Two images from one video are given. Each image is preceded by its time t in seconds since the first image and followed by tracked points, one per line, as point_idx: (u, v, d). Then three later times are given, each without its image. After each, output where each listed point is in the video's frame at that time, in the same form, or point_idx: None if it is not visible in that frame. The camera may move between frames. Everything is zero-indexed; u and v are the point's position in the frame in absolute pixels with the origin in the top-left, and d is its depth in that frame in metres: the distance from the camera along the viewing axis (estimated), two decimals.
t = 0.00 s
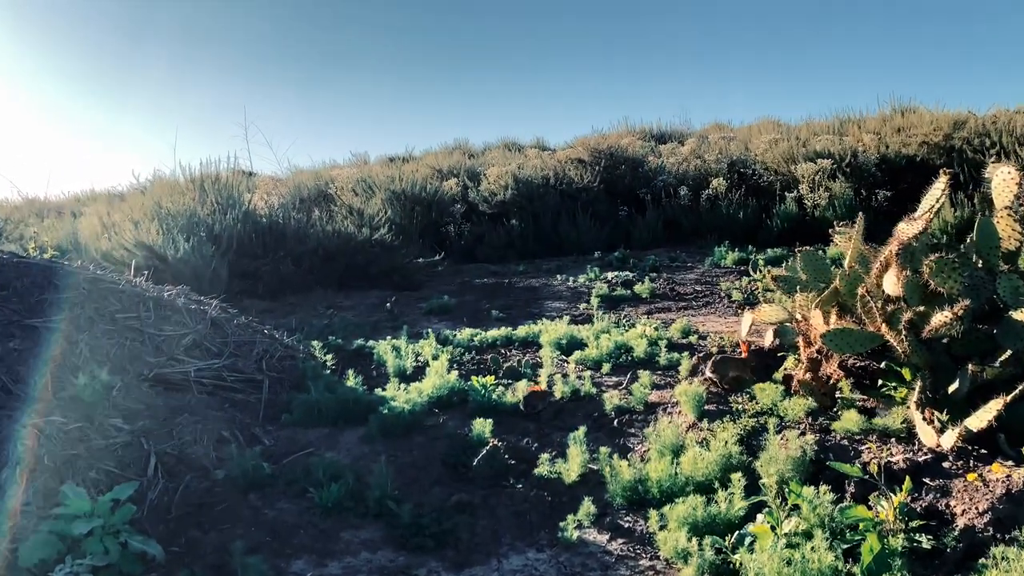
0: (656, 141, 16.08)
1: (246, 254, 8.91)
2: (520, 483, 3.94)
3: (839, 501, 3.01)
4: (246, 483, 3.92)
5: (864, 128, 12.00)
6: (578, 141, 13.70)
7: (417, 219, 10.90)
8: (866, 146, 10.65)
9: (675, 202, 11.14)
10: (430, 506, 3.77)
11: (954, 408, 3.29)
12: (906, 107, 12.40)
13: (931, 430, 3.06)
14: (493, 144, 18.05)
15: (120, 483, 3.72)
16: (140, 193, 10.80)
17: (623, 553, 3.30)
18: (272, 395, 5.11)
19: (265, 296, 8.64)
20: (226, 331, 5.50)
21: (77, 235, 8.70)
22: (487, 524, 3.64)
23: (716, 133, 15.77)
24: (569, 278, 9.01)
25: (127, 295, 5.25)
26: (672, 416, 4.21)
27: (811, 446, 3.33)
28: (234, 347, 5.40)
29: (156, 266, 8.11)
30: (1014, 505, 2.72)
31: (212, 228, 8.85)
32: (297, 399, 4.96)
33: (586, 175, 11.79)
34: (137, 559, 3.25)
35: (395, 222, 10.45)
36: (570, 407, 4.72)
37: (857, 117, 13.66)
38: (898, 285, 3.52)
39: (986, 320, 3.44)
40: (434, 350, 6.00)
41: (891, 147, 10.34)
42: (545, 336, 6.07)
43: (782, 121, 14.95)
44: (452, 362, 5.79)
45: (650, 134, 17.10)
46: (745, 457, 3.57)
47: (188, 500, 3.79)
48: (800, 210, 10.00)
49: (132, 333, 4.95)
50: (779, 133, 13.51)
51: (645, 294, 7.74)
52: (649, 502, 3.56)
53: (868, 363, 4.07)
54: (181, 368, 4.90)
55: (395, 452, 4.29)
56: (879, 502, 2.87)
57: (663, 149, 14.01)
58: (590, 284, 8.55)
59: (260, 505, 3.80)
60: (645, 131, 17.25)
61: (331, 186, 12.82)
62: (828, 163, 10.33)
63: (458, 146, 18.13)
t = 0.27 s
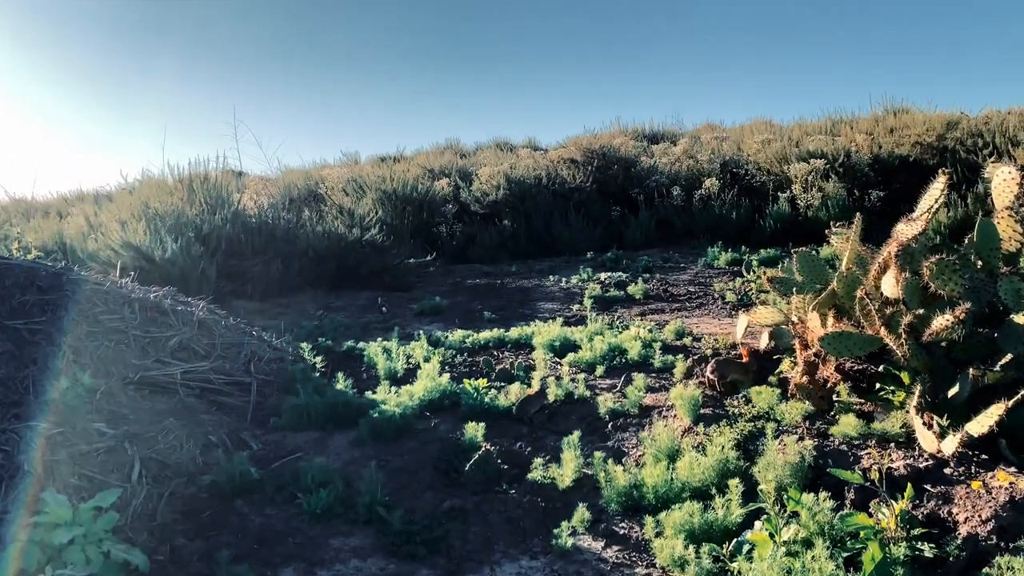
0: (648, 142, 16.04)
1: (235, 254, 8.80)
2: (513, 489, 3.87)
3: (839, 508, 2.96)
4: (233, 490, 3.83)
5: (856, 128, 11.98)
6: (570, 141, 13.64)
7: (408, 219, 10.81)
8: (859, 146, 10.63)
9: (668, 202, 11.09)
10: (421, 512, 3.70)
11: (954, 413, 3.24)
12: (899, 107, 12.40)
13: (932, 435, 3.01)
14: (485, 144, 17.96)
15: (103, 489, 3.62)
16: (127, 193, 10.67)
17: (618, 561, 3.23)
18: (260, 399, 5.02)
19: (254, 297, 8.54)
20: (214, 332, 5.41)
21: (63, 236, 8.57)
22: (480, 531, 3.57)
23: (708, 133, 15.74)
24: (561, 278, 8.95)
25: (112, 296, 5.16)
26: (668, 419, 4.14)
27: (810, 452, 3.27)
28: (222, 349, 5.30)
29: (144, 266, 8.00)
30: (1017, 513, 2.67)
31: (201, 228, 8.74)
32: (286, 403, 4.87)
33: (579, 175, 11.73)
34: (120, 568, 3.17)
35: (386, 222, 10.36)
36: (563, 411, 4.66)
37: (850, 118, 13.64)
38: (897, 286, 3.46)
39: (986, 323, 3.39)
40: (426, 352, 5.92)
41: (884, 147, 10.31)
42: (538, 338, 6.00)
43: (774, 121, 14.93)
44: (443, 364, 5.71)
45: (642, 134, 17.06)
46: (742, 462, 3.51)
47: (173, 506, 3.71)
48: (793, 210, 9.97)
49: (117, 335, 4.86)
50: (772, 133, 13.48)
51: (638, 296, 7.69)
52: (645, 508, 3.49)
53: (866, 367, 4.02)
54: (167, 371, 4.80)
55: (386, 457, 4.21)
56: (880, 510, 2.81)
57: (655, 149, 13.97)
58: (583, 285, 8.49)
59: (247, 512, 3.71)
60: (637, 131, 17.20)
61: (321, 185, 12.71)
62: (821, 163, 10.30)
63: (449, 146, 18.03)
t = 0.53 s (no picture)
0: (638, 140, 15.99)
1: (221, 253, 8.67)
2: (503, 493, 3.80)
3: (838, 514, 2.89)
4: (215, 496, 3.73)
5: (846, 128, 11.97)
6: (560, 139, 13.56)
7: (397, 218, 10.71)
8: (849, 146, 10.61)
9: (658, 201, 11.04)
10: (409, 518, 3.61)
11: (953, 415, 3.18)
12: (888, 106, 12.39)
13: (931, 439, 2.94)
14: (473, 143, 17.86)
15: (81, 496, 3.51)
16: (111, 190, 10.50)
17: (611, 568, 3.15)
18: (244, 403, 4.92)
19: (238, 296, 8.41)
20: (197, 333, 5.30)
21: (44, 234, 8.42)
22: (469, 538, 3.49)
23: (698, 133, 15.72)
24: (551, 278, 8.88)
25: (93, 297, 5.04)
26: (660, 422, 4.07)
27: (807, 456, 3.20)
28: (206, 350, 5.20)
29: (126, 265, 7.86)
30: (1020, 519, 2.60)
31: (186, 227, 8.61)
32: (271, 405, 4.77)
33: (568, 174, 11.65)
34: None
35: (374, 221, 10.25)
36: (554, 413, 4.58)
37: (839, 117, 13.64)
38: (894, 287, 3.37)
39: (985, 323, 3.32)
40: (413, 353, 5.84)
41: (874, 147, 10.30)
42: (528, 338, 5.93)
43: (764, 120, 14.91)
44: (432, 365, 5.62)
45: (632, 133, 17.01)
46: (738, 466, 3.44)
47: (154, 512, 3.61)
48: (783, 209, 9.94)
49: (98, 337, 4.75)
50: (762, 133, 13.45)
51: (629, 295, 7.62)
52: (638, 513, 3.41)
53: (862, 368, 3.96)
54: (148, 373, 4.69)
55: (373, 462, 4.13)
56: (879, 516, 2.75)
57: (645, 147, 13.91)
58: (573, 284, 8.41)
59: (230, 518, 3.61)
60: (627, 130, 17.15)
61: (308, 184, 12.57)
62: (812, 162, 10.27)
63: (438, 144, 17.92)
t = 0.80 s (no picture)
0: (625, 137, 15.94)
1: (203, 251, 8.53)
2: (490, 497, 3.73)
3: (833, 519, 2.82)
4: (195, 502, 3.64)
5: (833, 125, 11.97)
6: (546, 136, 13.47)
7: (382, 216, 10.59)
8: (836, 143, 10.59)
9: (645, 198, 10.98)
10: (394, 525, 3.54)
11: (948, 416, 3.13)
12: (875, 104, 12.40)
13: (926, 439, 2.89)
14: (459, 139, 17.74)
15: (56, 504, 3.40)
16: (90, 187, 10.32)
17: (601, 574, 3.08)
18: (226, 405, 4.81)
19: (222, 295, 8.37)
20: (178, 333, 5.18)
21: (20, 231, 8.24)
22: (456, 543, 3.41)
23: (685, 130, 15.69)
24: (538, 276, 8.80)
25: (69, 298, 4.92)
26: (651, 423, 3.99)
27: (800, 458, 3.13)
28: (186, 351, 5.08)
29: (106, 263, 7.71)
30: (1019, 522, 2.54)
31: (167, 224, 8.45)
32: (254, 408, 4.67)
33: (555, 171, 11.58)
34: None
35: (359, 218, 10.14)
36: (542, 415, 4.50)
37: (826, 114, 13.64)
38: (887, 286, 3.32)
39: (980, 323, 3.27)
40: (399, 353, 5.77)
41: (861, 144, 10.29)
42: (516, 338, 5.86)
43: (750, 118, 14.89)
44: (418, 365, 5.54)
45: (619, 130, 16.96)
46: (730, 468, 3.37)
47: (131, 519, 3.51)
48: (771, 206, 9.91)
49: (74, 339, 4.63)
50: (748, 130, 13.43)
51: (617, 293, 7.57)
52: (629, 516, 3.34)
53: (853, 368, 3.91)
54: (126, 375, 4.58)
55: (357, 465, 4.06)
56: (876, 519, 2.68)
57: (633, 144, 13.86)
58: (561, 282, 8.34)
59: (210, 525, 3.52)
60: (614, 127, 17.09)
61: (292, 180, 12.42)
62: (799, 159, 10.25)
63: (423, 140, 17.79)
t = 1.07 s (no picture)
0: (608, 134, 15.89)
1: (180, 249, 8.35)
2: (473, 502, 3.66)
3: (824, 521, 2.74)
4: (169, 510, 3.52)
5: (815, 122, 11.98)
6: (529, 132, 13.38)
7: (363, 213, 10.45)
8: (820, 140, 10.60)
9: (629, 195, 10.93)
10: (374, 532, 3.45)
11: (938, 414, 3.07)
12: (857, 102, 12.43)
13: (916, 439, 2.83)
14: (441, 136, 17.61)
15: (22, 515, 3.28)
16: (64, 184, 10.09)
17: None
18: (202, 408, 4.69)
19: (200, 294, 8.22)
20: (152, 335, 5.03)
21: None
22: (438, 550, 3.33)
23: (668, 128, 15.66)
24: (522, 274, 8.72)
25: (39, 299, 4.77)
26: (637, 424, 3.90)
27: (790, 458, 3.04)
28: (162, 352, 4.95)
29: (79, 262, 7.51)
30: (1013, 523, 2.46)
31: (143, 222, 8.27)
32: (231, 412, 4.55)
33: (539, 168, 11.49)
34: None
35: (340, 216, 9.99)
36: (526, 417, 4.43)
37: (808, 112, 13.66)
38: (875, 284, 3.28)
39: (971, 321, 3.21)
40: (380, 353, 5.72)
41: (844, 142, 10.30)
42: (499, 337, 5.78)
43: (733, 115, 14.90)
44: (399, 366, 5.47)
45: (602, 127, 16.91)
46: (718, 469, 3.28)
47: (102, 530, 3.39)
48: (754, 204, 9.89)
49: (44, 342, 4.50)
50: (731, 127, 13.42)
51: (601, 291, 7.50)
52: (615, 520, 3.25)
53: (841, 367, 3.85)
54: (99, 379, 4.44)
55: (337, 471, 4.01)
56: (866, 521, 2.60)
57: (616, 142, 13.81)
58: (544, 280, 8.26)
59: (184, 535, 3.41)
60: (597, 124, 17.04)
61: (272, 177, 12.24)
62: (782, 156, 10.24)
63: (405, 136, 17.64)
